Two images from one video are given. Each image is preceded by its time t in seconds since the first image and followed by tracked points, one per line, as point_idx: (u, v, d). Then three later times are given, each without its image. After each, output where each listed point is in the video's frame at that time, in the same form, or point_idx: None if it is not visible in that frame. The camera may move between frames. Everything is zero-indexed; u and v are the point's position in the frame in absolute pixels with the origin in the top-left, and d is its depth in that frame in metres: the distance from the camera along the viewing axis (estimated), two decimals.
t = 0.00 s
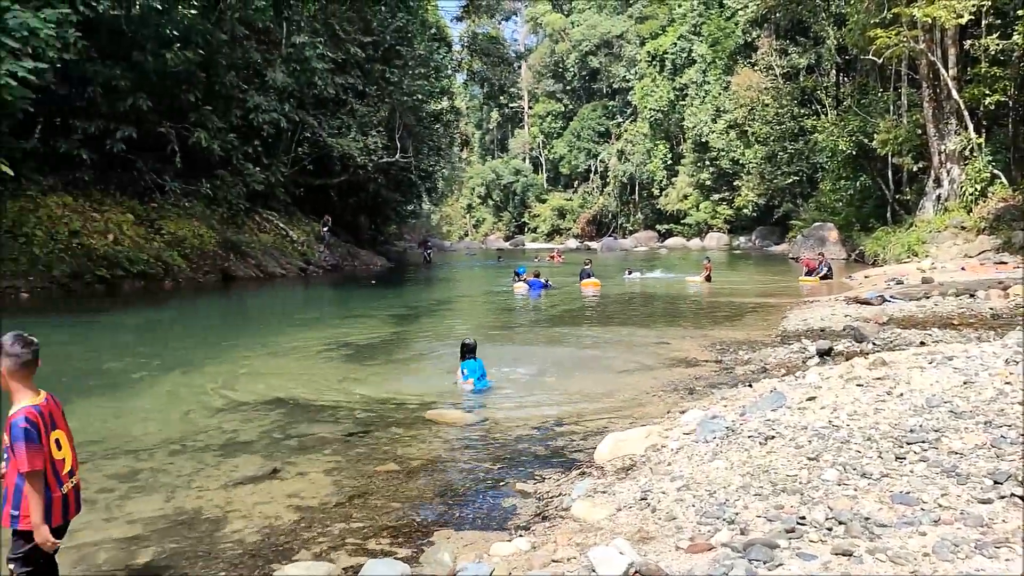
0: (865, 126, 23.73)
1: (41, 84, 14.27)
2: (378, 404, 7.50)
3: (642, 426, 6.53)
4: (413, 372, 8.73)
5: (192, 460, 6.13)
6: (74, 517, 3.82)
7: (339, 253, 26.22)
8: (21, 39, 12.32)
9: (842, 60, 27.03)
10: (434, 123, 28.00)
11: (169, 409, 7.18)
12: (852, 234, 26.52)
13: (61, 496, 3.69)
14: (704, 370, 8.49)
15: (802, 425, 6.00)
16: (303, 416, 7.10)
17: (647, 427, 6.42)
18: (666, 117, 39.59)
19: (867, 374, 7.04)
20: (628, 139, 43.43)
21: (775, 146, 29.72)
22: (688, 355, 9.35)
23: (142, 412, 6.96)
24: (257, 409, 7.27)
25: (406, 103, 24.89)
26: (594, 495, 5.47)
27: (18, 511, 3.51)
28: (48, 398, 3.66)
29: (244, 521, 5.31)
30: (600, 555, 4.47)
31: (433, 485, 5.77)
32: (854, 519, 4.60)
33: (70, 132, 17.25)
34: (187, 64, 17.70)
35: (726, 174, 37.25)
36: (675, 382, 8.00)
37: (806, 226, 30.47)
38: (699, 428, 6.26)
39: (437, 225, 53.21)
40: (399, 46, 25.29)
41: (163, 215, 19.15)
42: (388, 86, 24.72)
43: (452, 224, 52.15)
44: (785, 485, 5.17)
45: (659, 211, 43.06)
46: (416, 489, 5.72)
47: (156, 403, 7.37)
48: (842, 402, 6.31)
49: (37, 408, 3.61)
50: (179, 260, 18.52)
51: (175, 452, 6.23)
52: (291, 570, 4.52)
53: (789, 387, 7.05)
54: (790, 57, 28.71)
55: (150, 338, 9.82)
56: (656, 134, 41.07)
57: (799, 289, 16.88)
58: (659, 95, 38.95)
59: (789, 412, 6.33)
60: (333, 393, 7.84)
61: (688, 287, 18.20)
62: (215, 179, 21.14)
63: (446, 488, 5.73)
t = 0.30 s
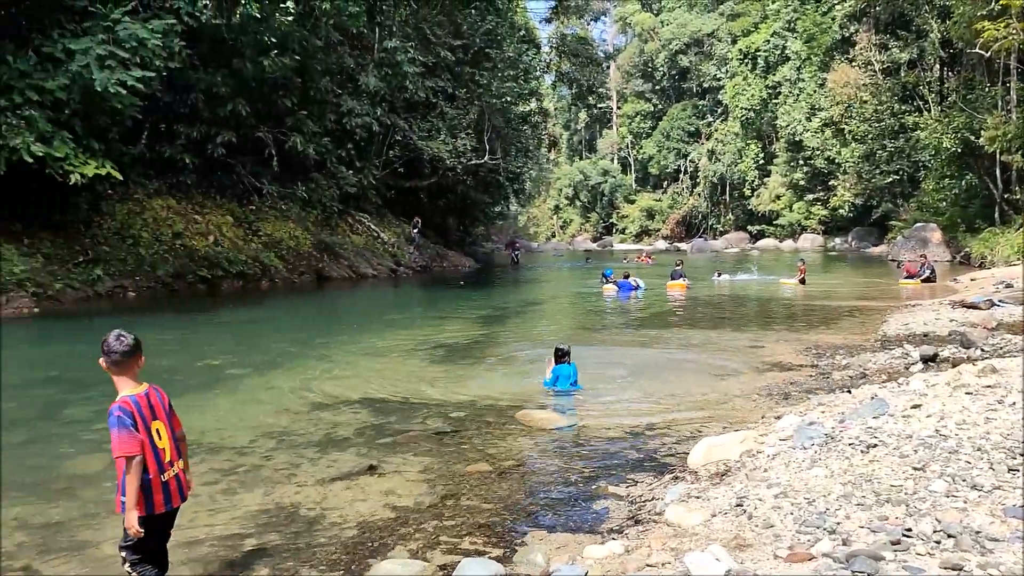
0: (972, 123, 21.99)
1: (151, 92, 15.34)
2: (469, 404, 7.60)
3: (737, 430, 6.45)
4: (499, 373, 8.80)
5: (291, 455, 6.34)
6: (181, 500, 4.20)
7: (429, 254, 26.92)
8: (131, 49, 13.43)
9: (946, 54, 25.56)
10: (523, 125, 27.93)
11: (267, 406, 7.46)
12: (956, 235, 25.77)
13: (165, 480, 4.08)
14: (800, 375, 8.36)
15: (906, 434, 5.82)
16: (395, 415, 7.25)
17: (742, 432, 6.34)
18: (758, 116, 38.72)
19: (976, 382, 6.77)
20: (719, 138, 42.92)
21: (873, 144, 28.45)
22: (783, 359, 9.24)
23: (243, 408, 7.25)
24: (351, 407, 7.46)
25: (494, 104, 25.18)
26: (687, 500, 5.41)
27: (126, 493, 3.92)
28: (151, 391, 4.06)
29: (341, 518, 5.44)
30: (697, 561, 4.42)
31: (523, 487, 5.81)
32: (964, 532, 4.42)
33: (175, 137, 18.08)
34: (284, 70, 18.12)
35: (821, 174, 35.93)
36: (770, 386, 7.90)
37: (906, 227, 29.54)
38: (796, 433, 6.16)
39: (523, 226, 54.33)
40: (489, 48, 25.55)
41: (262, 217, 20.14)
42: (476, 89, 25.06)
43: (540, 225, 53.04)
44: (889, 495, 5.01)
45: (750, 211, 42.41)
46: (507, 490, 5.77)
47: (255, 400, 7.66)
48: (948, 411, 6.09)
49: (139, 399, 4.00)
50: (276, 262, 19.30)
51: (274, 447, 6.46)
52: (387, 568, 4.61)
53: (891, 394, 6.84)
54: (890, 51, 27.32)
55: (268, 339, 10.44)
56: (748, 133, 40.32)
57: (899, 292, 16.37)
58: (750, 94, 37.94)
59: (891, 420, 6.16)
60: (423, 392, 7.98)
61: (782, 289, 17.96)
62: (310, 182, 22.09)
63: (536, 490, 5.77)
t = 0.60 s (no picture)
0: None
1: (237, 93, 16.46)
2: (548, 403, 7.64)
3: (822, 435, 6.34)
4: (575, 372, 8.83)
5: (374, 450, 6.49)
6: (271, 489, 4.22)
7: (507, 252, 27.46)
8: (220, 52, 14.86)
9: None
10: (600, 123, 28.48)
11: (349, 401, 7.67)
12: None
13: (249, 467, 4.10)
14: (888, 379, 8.15)
15: (1004, 441, 5.61)
16: (473, 413, 7.34)
17: (828, 436, 6.23)
18: (844, 113, 37.12)
19: None
20: (802, 135, 41.52)
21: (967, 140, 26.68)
22: (869, 362, 9.06)
23: (325, 403, 7.47)
24: (431, 405, 7.59)
25: (572, 102, 25.95)
26: (772, 504, 5.32)
27: (211, 476, 4.01)
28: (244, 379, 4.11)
29: (423, 513, 5.50)
30: (783, 567, 4.34)
31: (604, 487, 5.81)
32: None
33: (260, 138, 19.09)
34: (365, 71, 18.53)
35: (912, 172, 34.15)
36: (858, 390, 7.74)
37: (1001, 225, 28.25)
38: (887, 439, 6.01)
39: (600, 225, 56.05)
40: (568, 46, 25.99)
41: (343, 216, 21.03)
42: (554, 87, 25.78)
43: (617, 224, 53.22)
44: (986, 505, 4.83)
45: (834, 210, 41.26)
46: (588, 490, 5.78)
47: (338, 395, 7.86)
48: None
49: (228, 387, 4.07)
50: (357, 260, 20.28)
51: (357, 442, 6.62)
52: (468, 564, 4.65)
53: (988, 401, 6.60)
54: (985, 43, 26.18)
55: (367, 334, 10.97)
56: (832, 130, 38.83)
57: (995, 294, 15.67)
58: (835, 89, 36.83)
59: (988, 427, 5.95)
60: (502, 390, 8.08)
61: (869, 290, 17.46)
62: (389, 182, 22.76)
63: (617, 490, 5.76)
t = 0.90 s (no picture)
0: None
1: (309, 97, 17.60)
2: (616, 404, 7.66)
3: (901, 441, 6.20)
4: (641, 371, 8.87)
5: (445, 449, 6.57)
6: (337, 482, 4.33)
7: (572, 253, 28.24)
8: (293, 56, 15.88)
9: None
10: (669, 122, 28.59)
11: (418, 399, 7.79)
12: None
13: (317, 459, 4.22)
14: (970, 385, 7.89)
15: None
16: (542, 412, 7.39)
17: (907, 442, 6.09)
18: (922, 110, 34.10)
19: None
20: (878, 134, 39.46)
21: None
22: (949, 366, 8.82)
23: (394, 403, 7.61)
24: (499, 404, 7.66)
25: (641, 102, 25.48)
26: (849, 511, 5.21)
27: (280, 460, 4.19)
28: (328, 374, 4.18)
29: (494, 512, 5.53)
30: (863, 573, 4.22)
31: (675, 489, 5.78)
32: None
33: (332, 140, 20.11)
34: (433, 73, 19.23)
35: (994, 171, 31.20)
36: (937, 395, 7.54)
37: None
38: (970, 445, 5.85)
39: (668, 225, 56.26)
40: (636, 46, 25.43)
41: (411, 217, 21.97)
42: (622, 87, 25.31)
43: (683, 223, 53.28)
44: None
45: (913, 210, 39.64)
46: (659, 491, 5.76)
47: (407, 393, 7.97)
48: None
49: (311, 380, 4.18)
50: (424, 260, 21.40)
51: (425, 440, 6.70)
52: (542, 562, 4.65)
53: None
54: None
55: (441, 327, 11.70)
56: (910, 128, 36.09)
57: None
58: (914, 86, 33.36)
59: None
60: (570, 390, 8.13)
61: (949, 293, 16.80)
62: (457, 183, 23.65)
63: (689, 493, 5.72)
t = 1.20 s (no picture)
0: None
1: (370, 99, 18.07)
2: (675, 406, 7.62)
3: (974, 447, 6.04)
4: (699, 373, 8.83)
5: (503, 448, 6.60)
6: (390, 481, 4.39)
7: (631, 254, 28.33)
8: (354, 59, 16.48)
9: None
10: (730, 122, 28.59)
11: (479, 398, 7.88)
12: None
13: (372, 454, 4.32)
14: None
15: None
16: (600, 413, 7.39)
17: (979, 448, 5.92)
18: (994, 107, 30.64)
19: None
20: (950, 131, 37.21)
21: None
22: None
23: (455, 402, 7.70)
24: (557, 405, 7.67)
25: (701, 102, 25.71)
26: (918, 517, 5.09)
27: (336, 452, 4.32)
28: (391, 373, 4.28)
29: (553, 511, 5.51)
30: None
31: (736, 492, 5.71)
32: None
33: (392, 142, 20.63)
34: (492, 73, 19.63)
35: None
36: (1012, 401, 7.34)
37: None
38: None
39: (729, 226, 56.58)
40: (697, 45, 25.35)
41: (470, 218, 22.56)
42: (682, 86, 25.69)
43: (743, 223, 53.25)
44: None
45: (983, 209, 38.08)
46: (721, 494, 5.70)
47: (466, 392, 8.04)
48: None
49: (373, 377, 4.30)
50: (482, 260, 21.75)
51: (486, 440, 6.76)
52: (603, 563, 4.60)
53: None
54: None
55: (507, 326, 11.84)
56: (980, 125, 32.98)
57: None
58: (985, 82, 29.91)
59: None
60: (630, 391, 8.11)
61: None
62: (515, 183, 24.11)
63: (752, 496, 5.64)
